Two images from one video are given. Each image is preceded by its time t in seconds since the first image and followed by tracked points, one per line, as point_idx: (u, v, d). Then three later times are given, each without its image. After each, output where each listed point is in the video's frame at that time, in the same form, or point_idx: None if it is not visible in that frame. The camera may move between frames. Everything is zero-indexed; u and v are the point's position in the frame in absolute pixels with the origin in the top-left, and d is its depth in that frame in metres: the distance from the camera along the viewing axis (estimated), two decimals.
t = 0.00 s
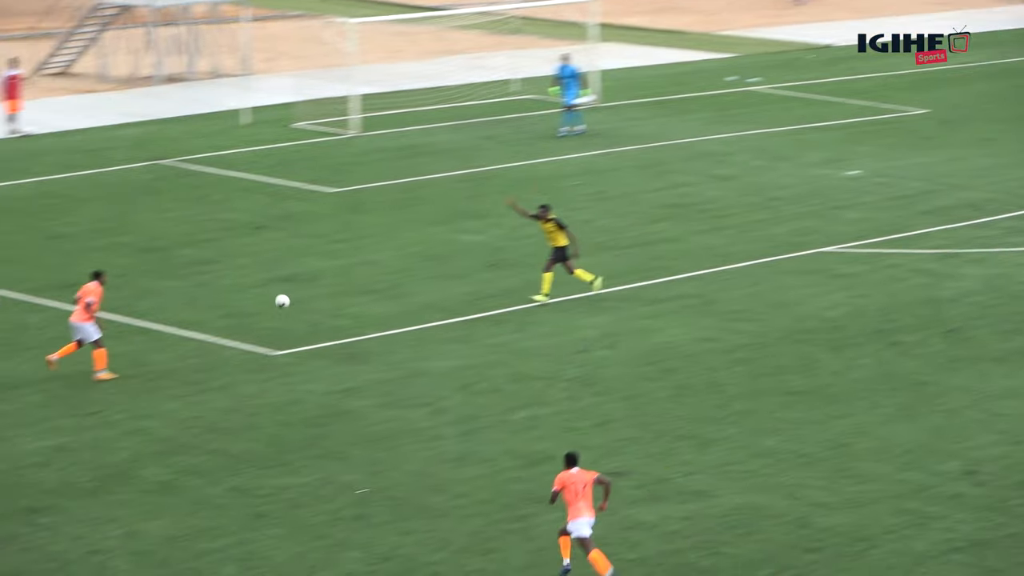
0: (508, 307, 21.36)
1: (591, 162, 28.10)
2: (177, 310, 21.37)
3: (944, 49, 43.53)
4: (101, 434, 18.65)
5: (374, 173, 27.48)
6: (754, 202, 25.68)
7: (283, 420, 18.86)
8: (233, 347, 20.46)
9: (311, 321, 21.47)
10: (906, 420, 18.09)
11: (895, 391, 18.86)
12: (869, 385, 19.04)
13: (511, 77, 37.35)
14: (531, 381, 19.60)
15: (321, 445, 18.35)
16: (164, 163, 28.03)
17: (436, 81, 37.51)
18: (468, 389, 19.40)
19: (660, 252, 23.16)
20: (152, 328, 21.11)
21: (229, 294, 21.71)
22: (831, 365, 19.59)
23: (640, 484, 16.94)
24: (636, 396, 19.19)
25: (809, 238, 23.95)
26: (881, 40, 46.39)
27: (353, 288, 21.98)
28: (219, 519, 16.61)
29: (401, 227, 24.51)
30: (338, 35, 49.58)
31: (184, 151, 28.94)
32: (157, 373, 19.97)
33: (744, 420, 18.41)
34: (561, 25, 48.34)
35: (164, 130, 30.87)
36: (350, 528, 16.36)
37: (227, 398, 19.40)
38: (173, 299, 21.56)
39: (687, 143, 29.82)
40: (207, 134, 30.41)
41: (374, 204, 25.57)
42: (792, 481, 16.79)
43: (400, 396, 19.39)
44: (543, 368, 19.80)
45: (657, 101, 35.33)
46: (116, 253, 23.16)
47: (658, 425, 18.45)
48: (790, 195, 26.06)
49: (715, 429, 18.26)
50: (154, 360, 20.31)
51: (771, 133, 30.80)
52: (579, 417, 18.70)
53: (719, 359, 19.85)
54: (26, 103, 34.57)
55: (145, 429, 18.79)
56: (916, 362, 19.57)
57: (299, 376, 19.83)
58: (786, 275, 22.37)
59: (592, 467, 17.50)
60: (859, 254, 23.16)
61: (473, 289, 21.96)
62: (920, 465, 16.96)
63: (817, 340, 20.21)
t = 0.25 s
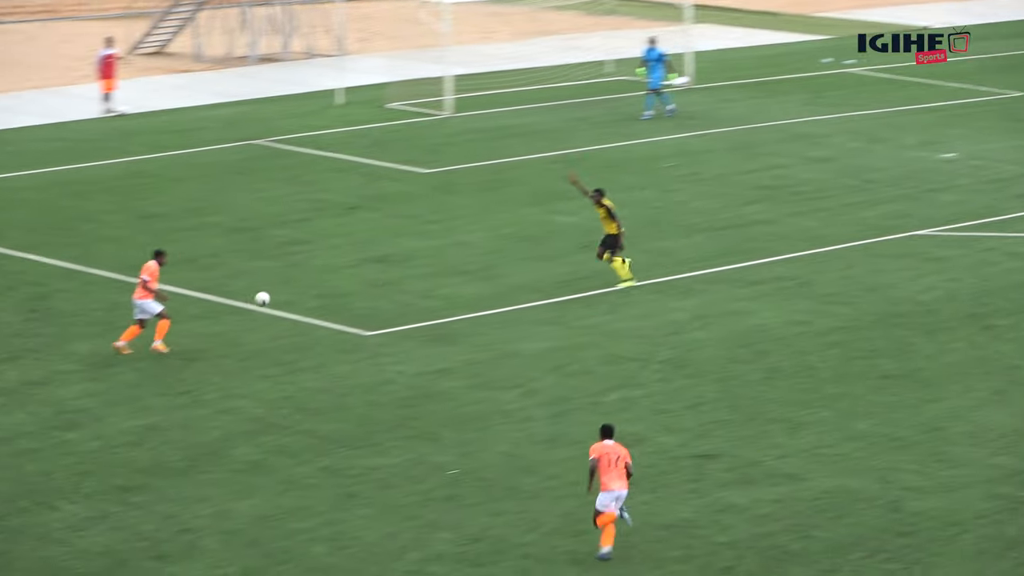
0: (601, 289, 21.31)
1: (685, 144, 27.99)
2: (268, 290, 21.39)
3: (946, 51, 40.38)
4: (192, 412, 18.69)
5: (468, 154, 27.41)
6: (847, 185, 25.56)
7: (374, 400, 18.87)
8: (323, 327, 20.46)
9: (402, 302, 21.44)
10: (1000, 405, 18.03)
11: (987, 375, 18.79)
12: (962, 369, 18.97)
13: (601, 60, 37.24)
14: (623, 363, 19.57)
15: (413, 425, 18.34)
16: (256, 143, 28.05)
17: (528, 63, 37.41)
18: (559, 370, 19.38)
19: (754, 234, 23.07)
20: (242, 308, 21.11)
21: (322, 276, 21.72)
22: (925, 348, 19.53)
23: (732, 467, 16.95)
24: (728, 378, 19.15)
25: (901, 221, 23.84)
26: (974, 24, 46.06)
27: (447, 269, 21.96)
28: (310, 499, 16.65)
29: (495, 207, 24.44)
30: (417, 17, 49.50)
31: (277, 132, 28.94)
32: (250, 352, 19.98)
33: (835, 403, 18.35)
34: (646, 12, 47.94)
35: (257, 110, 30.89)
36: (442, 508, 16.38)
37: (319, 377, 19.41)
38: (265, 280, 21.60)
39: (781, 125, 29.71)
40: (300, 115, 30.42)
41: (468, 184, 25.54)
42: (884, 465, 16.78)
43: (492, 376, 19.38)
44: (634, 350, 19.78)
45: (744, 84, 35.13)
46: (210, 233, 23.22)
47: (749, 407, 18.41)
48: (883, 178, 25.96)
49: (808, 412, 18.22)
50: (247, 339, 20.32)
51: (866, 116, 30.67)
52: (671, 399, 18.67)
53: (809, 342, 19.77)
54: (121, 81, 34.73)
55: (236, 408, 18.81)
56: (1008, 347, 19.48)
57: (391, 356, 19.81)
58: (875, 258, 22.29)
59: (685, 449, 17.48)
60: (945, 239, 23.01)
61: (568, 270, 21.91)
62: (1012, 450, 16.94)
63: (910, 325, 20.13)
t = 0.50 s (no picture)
0: (671, 277, 21.13)
1: (755, 134, 27.80)
2: (336, 278, 21.28)
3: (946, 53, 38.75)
4: (259, 399, 18.59)
5: (540, 142, 27.27)
6: (917, 174, 25.32)
7: (442, 387, 18.73)
8: (391, 315, 20.34)
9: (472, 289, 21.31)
10: None
11: None
12: None
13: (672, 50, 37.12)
14: (692, 351, 19.39)
15: (481, 413, 18.18)
16: (327, 131, 27.97)
17: (598, 53, 37.29)
18: (629, 359, 19.22)
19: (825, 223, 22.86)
20: (309, 296, 21.00)
21: (392, 265, 21.62)
22: (995, 338, 19.37)
23: (801, 456, 16.83)
24: (799, 366, 18.97)
25: (971, 210, 23.63)
26: None
27: (516, 257, 21.84)
28: (378, 486, 16.51)
29: (569, 196, 24.28)
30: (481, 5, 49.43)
31: (347, 120, 28.89)
32: (317, 340, 19.86)
33: (905, 393, 18.18)
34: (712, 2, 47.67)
35: (326, 98, 30.85)
36: (511, 496, 16.24)
37: (388, 365, 19.29)
38: (334, 268, 21.52)
39: (851, 114, 29.57)
40: (369, 104, 30.35)
41: (537, 172, 25.43)
42: (954, 455, 16.67)
43: (561, 364, 19.22)
44: (703, 338, 19.60)
45: (811, 74, 34.90)
46: (279, 222, 23.16)
47: (819, 396, 18.24)
48: (952, 167, 25.78)
49: (879, 401, 18.03)
50: (315, 326, 20.22)
51: (935, 105, 30.51)
52: (741, 388, 18.51)
53: (878, 332, 19.58)
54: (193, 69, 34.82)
55: (302, 395, 18.68)
56: None
57: (459, 344, 19.67)
58: (942, 247, 22.07)
59: (755, 438, 17.31)
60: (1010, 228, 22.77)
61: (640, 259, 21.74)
62: None
63: (981, 315, 19.93)
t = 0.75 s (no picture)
0: (741, 267, 20.99)
1: (826, 122, 27.54)
2: (405, 266, 21.20)
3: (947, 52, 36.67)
4: (326, 386, 18.52)
5: (610, 130, 27.09)
6: (987, 163, 24.98)
7: (511, 376, 18.62)
8: (460, 304, 20.26)
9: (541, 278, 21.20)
10: None
11: None
12: None
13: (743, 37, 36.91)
14: (761, 341, 19.24)
15: (549, 402, 18.06)
16: (396, 120, 27.90)
17: (669, 42, 37.11)
18: (699, 349, 19.08)
19: (895, 212, 22.64)
20: (377, 284, 20.94)
21: (463, 254, 21.54)
22: None
23: (870, 446, 16.69)
24: (869, 356, 18.80)
25: None
26: None
27: (585, 247, 21.72)
28: (445, 475, 16.40)
29: (639, 186, 24.10)
30: None
31: (416, 109, 28.80)
32: (385, 328, 19.77)
33: (976, 383, 18.00)
34: None
35: (396, 87, 30.80)
36: (579, 485, 16.12)
37: (456, 354, 19.18)
38: (402, 258, 21.45)
39: (926, 103, 29.22)
40: (438, 92, 30.26)
41: (607, 160, 25.26)
42: None
43: (630, 353, 19.09)
44: (773, 329, 19.45)
45: (879, 65, 34.53)
46: (349, 211, 23.12)
47: (888, 385, 18.10)
48: None
49: (948, 392, 17.85)
50: (383, 314, 20.14)
51: (1010, 94, 30.11)
52: (811, 378, 18.34)
53: (947, 322, 19.38)
54: (263, 57, 34.84)
55: (370, 383, 18.60)
56: None
57: (527, 333, 19.56)
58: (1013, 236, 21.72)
59: (824, 429, 17.16)
60: None
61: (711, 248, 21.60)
62: None
63: None
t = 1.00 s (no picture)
0: (786, 259, 20.95)
1: (873, 114, 27.40)
2: (450, 259, 21.19)
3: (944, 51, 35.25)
4: (372, 379, 18.52)
5: (656, 123, 27.04)
6: None
7: (557, 369, 18.59)
8: (506, 296, 20.26)
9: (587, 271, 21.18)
10: None
11: None
12: None
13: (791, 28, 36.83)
14: (806, 334, 19.18)
15: (595, 395, 18.02)
16: (442, 112, 27.88)
17: (717, 34, 37.05)
18: (744, 342, 19.05)
19: (941, 205, 22.53)
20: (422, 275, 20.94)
21: (509, 247, 21.54)
22: None
23: (916, 440, 16.64)
24: (915, 348, 18.72)
25: None
26: None
27: (630, 240, 21.68)
28: (490, 467, 16.38)
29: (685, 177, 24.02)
30: None
31: (463, 101, 28.77)
32: (431, 321, 19.77)
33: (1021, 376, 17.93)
34: None
35: (442, 79, 30.80)
36: (624, 478, 16.08)
37: (501, 347, 19.16)
38: (448, 250, 21.47)
39: (972, 95, 28.96)
40: (484, 85, 30.25)
41: (650, 153, 25.18)
42: None
43: (676, 345, 19.07)
44: (819, 321, 19.41)
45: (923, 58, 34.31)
46: (395, 203, 23.12)
47: (933, 378, 18.05)
48: None
49: (995, 385, 17.78)
50: (428, 306, 20.14)
51: None
52: (857, 371, 18.29)
53: (992, 315, 19.28)
54: (310, 49, 34.87)
55: (415, 375, 18.59)
56: None
57: (572, 326, 19.54)
58: None
59: (869, 422, 17.12)
60: None
61: (756, 240, 21.56)
62: None
63: None
